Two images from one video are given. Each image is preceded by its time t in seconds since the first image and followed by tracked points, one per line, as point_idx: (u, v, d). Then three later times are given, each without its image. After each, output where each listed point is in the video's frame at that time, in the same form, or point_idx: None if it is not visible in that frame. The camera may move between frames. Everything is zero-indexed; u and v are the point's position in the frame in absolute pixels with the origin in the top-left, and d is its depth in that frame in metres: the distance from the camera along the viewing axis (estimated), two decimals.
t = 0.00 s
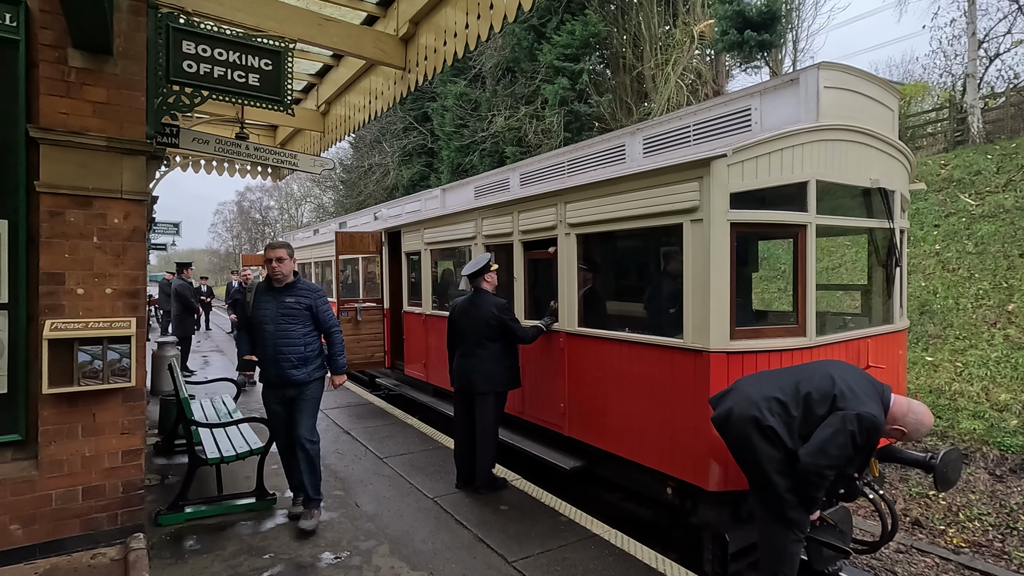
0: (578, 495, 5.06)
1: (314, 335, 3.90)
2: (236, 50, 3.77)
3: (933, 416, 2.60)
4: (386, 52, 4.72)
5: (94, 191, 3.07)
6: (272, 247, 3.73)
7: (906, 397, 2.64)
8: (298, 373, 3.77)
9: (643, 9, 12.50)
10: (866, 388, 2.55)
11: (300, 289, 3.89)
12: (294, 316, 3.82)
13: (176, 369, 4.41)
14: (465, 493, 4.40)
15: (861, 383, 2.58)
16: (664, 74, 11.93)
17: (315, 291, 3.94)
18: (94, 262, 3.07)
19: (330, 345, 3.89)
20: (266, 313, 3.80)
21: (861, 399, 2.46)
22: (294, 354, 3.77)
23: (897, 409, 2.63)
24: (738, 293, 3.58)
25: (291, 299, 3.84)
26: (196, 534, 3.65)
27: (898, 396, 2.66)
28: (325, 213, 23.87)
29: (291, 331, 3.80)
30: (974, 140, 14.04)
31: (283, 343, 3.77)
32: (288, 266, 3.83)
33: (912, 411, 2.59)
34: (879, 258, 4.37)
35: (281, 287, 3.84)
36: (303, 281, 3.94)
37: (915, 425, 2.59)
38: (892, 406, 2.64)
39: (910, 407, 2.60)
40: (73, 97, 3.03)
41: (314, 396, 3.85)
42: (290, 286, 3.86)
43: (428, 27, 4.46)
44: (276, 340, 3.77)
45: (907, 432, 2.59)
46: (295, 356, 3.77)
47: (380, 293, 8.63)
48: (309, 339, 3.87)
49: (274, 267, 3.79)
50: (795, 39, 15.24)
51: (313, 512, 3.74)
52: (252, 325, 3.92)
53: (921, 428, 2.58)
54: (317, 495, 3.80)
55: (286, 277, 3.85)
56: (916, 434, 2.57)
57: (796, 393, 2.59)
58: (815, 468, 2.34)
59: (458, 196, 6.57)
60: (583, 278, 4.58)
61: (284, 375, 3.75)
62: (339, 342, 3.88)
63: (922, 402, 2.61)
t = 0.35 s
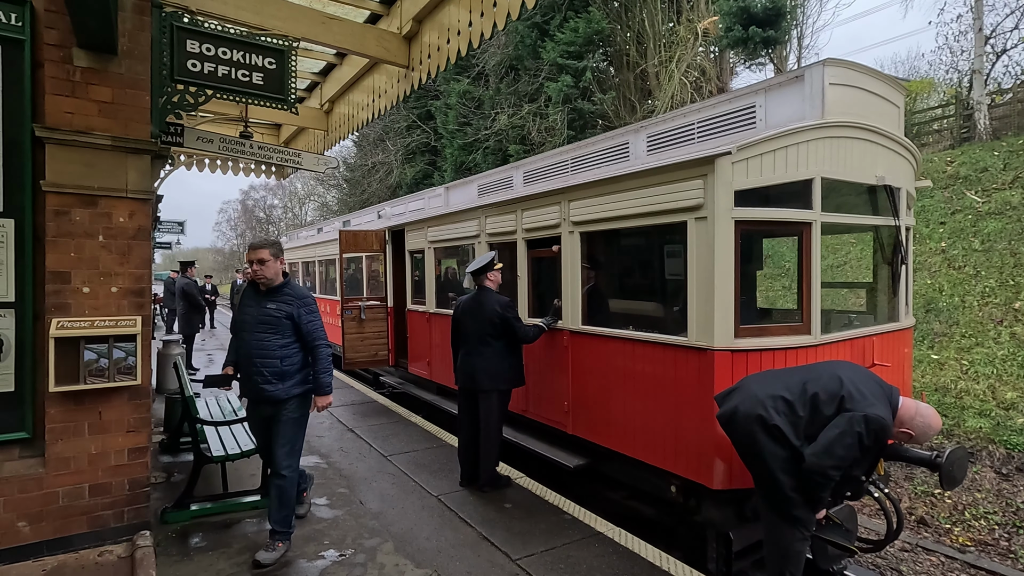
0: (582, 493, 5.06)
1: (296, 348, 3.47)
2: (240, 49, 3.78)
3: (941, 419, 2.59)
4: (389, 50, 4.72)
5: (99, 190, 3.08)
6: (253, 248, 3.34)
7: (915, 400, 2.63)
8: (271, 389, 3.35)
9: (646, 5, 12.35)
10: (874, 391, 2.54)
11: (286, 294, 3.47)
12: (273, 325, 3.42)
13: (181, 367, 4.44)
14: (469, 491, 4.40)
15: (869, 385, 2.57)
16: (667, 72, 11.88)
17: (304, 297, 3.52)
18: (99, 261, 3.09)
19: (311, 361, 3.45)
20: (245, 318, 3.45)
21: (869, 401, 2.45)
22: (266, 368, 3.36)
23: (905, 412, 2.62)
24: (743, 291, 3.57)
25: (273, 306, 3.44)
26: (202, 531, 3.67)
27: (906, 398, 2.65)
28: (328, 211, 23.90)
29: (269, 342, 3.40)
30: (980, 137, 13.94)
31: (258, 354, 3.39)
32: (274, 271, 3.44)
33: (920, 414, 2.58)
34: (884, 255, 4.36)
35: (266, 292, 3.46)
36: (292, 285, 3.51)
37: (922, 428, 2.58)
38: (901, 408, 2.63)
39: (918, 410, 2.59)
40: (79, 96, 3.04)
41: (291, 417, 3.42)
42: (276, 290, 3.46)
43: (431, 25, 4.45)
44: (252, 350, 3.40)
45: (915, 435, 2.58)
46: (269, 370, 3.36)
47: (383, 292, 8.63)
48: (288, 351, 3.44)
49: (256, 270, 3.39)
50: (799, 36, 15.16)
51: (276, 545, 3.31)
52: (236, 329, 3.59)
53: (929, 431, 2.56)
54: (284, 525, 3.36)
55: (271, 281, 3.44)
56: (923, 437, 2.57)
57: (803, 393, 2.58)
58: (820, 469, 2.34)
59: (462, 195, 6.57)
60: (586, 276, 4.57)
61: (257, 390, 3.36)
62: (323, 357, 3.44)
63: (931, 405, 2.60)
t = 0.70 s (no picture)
0: (585, 491, 5.06)
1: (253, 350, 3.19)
2: (243, 48, 3.79)
3: (947, 414, 2.56)
4: (392, 48, 4.72)
5: (104, 188, 3.09)
6: (212, 240, 3.09)
7: (920, 395, 2.60)
8: (227, 393, 3.15)
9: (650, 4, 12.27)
10: (881, 387, 2.52)
11: (250, 292, 3.20)
12: (233, 325, 3.17)
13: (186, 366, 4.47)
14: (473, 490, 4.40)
15: (875, 382, 2.55)
16: (671, 69, 11.83)
17: (269, 295, 3.22)
18: (104, 259, 3.10)
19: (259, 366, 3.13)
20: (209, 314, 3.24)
21: (875, 398, 2.43)
22: (224, 370, 3.15)
23: (910, 408, 2.59)
24: (747, 289, 3.56)
25: (234, 304, 3.18)
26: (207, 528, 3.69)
27: (911, 393, 2.62)
28: (332, 209, 23.92)
29: (228, 342, 3.17)
30: (986, 134, 13.86)
31: (218, 353, 3.18)
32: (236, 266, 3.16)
33: (925, 409, 2.55)
34: (890, 253, 4.34)
35: (231, 288, 3.21)
36: (258, 282, 3.23)
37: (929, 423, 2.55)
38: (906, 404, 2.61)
39: (924, 405, 2.56)
40: (84, 95, 3.05)
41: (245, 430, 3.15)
42: (241, 285, 3.20)
43: (434, 22, 4.44)
44: (213, 348, 3.19)
45: (921, 431, 2.55)
46: (228, 373, 3.16)
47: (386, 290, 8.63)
48: (247, 353, 3.20)
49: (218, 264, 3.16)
50: (804, 33, 15.09)
51: (280, 543, 3.30)
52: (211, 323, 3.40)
53: (935, 426, 2.53)
54: (285, 523, 3.34)
55: (235, 277, 3.18)
56: (930, 433, 2.53)
57: (807, 391, 2.58)
58: (825, 466, 2.33)
59: (465, 193, 6.57)
60: (590, 274, 4.56)
61: (212, 391, 3.17)
62: (263, 363, 3.07)
63: (936, 400, 2.57)
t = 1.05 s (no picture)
0: (588, 490, 5.06)
1: (191, 355, 2.78)
2: (246, 46, 3.79)
3: (951, 411, 2.54)
4: (395, 46, 4.72)
5: (108, 187, 3.10)
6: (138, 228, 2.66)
7: (923, 392, 2.58)
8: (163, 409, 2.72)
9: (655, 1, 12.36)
10: (884, 385, 2.50)
11: (180, 287, 2.78)
12: (162, 327, 2.73)
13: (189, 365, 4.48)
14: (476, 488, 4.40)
15: (879, 379, 2.54)
16: (674, 67, 11.78)
17: (204, 290, 2.80)
18: (108, 257, 3.10)
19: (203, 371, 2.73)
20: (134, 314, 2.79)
21: (879, 396, 2.42)
22: (154, 380, 2.71)
23: (914, 405, 2.57)
24: (750, 287, 3.55)
25: (163, 302, 2.75)
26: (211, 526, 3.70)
27: (915, 390, 2.60)
28: (335, 208, 23.95)
29: (157, 347, 2.73)
30: (992, 132, 13.79)
31: (145, 360, 2.73)
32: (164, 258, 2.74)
33: (929, 406, 2.53)
34: (894, 251, 4.32)
35: (158, 283, 2.78)
36: (191, 275, 2.82)
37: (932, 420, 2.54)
38: (908, 401, 2.59)
39: (927, 403, 2.54)
40: (87, 94, 3.06)
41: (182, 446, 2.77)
42: (170, 280, 2.77)
43: (437, 20, 4.44)
44: (138, 354, 2.74)
45: (924, 428, 2.54)
46: (159, 384, 2.72)
47: (389, 288, 8.63)
48: (183, 358, 2.77)
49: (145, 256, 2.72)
50: (808, 30, 15.04)
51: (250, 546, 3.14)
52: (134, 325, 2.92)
53: (939, 423, 2.52)
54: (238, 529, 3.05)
55: (165, 270, 2.75)
56: (934, 430, 2.52)
57: (810, 389, 2.57)
58: (827, 465, 2.32)
59: (468, 191, 6.57)
60: (593, 272, 4.56)
61: (143, 409, 2.73)
62: (211, 369, 2.72)
63: (939, 397, 2.55)
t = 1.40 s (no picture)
0: (590, 489, 5.06)
1: (111, 370, 2.32)
2: (249, 45, 3.79)
3: (953, 410, 2.54)
4: (398, 45, 4.72)
5: (111, 186, 3.11)
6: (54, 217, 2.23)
7: (926, 391, 2.58)
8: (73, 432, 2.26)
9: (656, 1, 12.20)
10: (887, 385, 2.50)
11: (100, 290, 2.32)
12: (71, 336, 2.26)
13: (192, 363, 4.50)
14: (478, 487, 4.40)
15: (882, 379, 2.53)
16: (677, 66, 11.74)
17: (128, 294, 2.35)
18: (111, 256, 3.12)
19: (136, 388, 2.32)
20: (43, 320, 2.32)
21: (882, 395, 2.41)
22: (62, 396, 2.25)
23: (917, 404, 2.57)
24: (754, 286, 3.55)
25: (75, 307, 2.29)
26: (213, 524, 3.70)
27: (918, 390, 2.60)
28: (337, 206, 23.96)
29: (65, 357, 2.27)
30: (996, 130, 13.73)
31: (52, 374, 2.26)
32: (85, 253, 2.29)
33: (932, 406, 2.53)
34: (898, 250, 4.31)
35: (74, 283, 2.31)
36: (114, 277, 2.36)
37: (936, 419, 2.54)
38: (912, 400, 2.58)
39: (930, 402, 2.54)
40: (91, 93, 3.07)
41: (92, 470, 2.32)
42: (89, 279, 2.32)
43: (439, 19, 4.43)
44: (44, 366, 2.28)
45: (928, 427, 2.54)
46: (60, 404, 2.26)
47: (391, 287, 8.63)
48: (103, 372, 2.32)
49: (62, 250, 2.28)
50: (811, 28, 14.98)
51: None
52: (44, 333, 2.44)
53: (942, 422, 2.52)
54: None
55: (87, 267, 2.32)
56: (938, 430, 2.51)
57: (812, 388, 2.56)
58: (830, 464, 2.32)
59: (470, 190, 6.56)
60: (595, 271, 4.55)
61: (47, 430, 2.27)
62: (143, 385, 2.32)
63: (942, 396, 2.55)
